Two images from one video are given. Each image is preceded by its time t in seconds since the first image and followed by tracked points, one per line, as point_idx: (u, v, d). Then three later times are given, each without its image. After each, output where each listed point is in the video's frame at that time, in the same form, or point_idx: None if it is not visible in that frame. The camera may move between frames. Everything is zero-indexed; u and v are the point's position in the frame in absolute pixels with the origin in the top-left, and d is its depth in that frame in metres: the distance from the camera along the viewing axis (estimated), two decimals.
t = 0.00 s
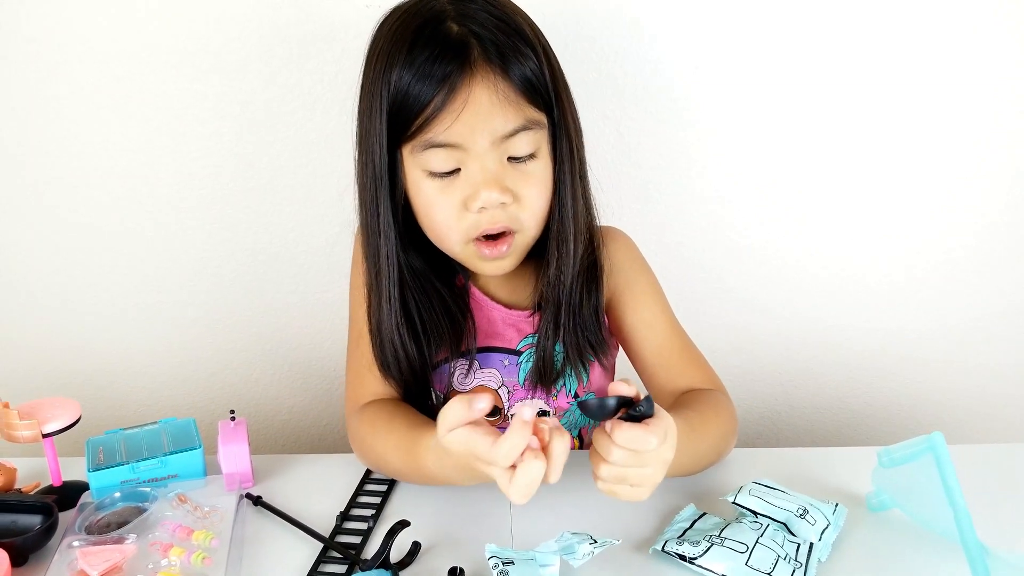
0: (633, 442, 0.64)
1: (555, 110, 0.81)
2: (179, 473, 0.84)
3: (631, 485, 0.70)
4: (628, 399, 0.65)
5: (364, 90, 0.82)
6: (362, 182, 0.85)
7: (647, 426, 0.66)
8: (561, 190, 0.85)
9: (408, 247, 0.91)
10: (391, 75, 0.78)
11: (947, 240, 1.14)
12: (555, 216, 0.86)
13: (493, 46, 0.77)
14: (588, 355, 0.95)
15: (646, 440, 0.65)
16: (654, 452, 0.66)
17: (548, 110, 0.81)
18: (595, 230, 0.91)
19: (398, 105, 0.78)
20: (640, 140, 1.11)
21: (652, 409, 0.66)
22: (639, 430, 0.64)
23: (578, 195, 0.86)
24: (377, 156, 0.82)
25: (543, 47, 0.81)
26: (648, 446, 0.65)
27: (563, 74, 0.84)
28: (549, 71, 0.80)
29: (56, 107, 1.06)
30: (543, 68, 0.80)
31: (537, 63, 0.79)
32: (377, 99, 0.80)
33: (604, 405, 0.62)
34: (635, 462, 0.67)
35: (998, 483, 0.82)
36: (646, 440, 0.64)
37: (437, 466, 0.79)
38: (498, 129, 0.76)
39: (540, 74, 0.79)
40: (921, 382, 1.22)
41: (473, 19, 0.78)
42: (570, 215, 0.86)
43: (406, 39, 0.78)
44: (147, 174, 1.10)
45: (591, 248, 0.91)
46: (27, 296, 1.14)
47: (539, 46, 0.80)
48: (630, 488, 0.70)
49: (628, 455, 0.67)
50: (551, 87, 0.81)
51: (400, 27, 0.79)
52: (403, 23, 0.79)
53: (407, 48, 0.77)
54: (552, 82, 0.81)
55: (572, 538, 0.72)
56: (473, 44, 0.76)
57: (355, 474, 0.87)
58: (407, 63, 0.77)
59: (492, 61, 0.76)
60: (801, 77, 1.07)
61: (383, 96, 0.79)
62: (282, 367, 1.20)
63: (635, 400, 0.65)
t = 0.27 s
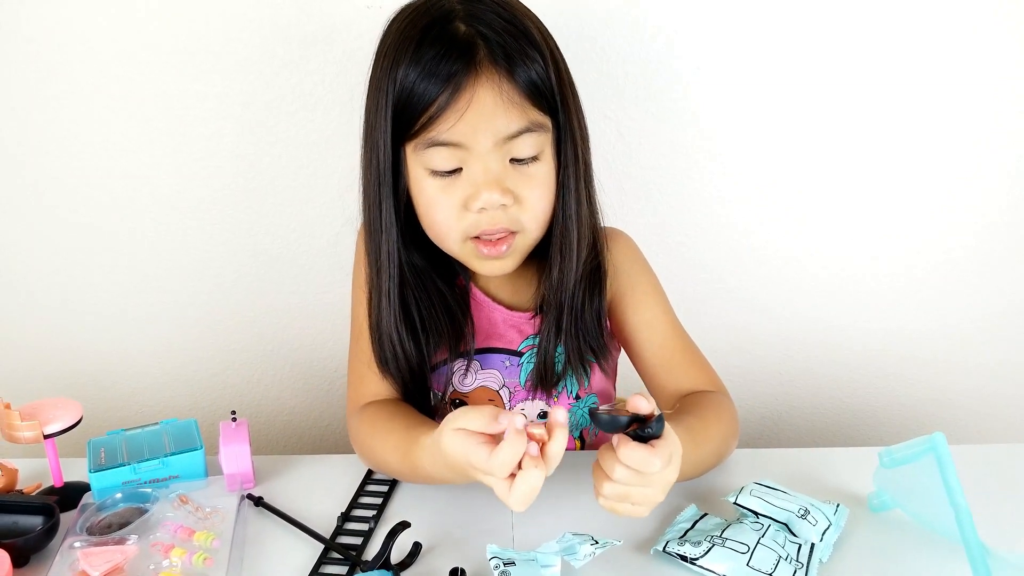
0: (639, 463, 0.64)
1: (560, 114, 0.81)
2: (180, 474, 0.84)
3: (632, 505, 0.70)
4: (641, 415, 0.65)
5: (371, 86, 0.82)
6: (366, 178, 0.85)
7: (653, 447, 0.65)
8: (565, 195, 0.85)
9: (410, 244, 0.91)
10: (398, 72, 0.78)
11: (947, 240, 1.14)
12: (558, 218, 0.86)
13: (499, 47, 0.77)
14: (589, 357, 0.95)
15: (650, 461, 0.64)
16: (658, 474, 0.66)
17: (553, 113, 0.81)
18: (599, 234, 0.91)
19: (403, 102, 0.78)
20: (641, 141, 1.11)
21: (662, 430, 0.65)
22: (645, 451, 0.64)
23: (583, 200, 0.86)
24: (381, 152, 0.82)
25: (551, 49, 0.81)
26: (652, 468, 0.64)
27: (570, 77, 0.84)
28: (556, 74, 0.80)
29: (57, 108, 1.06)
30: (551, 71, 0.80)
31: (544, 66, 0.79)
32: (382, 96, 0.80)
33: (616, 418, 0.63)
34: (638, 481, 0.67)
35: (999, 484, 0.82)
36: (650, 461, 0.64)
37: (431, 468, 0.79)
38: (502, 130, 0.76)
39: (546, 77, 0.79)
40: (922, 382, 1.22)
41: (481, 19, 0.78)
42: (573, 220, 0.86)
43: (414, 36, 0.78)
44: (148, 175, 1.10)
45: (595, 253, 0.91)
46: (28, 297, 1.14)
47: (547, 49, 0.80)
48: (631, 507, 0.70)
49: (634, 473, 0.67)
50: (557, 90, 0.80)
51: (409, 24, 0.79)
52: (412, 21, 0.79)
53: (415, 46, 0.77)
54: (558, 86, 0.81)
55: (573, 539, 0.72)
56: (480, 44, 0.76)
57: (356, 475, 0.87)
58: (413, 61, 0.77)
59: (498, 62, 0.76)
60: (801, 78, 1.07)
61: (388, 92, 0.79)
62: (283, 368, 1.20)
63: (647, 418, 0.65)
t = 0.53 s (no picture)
0: (638, 471, 0.65)
1: (564, 115, 0.81)
2: (181, 475, 0.84)
3: (631, 511, 0.69)
4: (642, 423, 0.65)
5: (376, 83, 0.82)
6: (368, 175, 0.85)
7: (653, 457, 0.65)
8: (568, 197, 0.85)
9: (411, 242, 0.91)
10: (402, 70, 0.78)
11: (948, 240, 1.14)
12: (561, 219, 0.86)
13: (504, 47, 0.77)
14: (591, 359, 0.95)
15: (649, 472, 0.64)
16: (658, 483, 0.66)
17: (556, 114, 0.80)
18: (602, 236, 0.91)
19: (407, 100, 0.78)
20: (642, 141, 1.11)
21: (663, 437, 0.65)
22: (644, 459, 0.65)
23: (586, 202, 0.86)
24: (384, 149, 0.82)
25: (556, 50, 0.81)
26: (652, 476, 0.65)
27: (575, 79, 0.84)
28: (560, 75, 0.80)
29: (58, 109, 1.06)
30: (555, 72, 0.80)
31: (548, 67, 0.79)
32: (387, 93, 0.80)
33: (617, 426, 0.64)
34: (637, 488, 0.67)
35: (1000, 485, 0.82)
36: (649, 471, 0.64)
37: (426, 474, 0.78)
38: (504, 129, 0.76)
39: (550, 78, 0.79)
40: (923, 382, 1.22)
41: (487, 18, 0.78)
42: (576, 222, 0.86)
43: (419, 34, 0.78)
44: (149, 175, 1.10)
45: (598, 254, 0.91)
46: (29, 297, 1.14)
47: (551, 50, 0.80)
48: (630, 513, 0.69)
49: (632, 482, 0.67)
50: (561, 92, 0.80)
51: (415, 22, 0.79)
52: (418, 19, 0.79)
53: (420, 44, 0.77)
54: (562, 87, 0.81)
55: (575, 540, 0.72)
56: (484, 43, 0.77)
57: (357, 475, 0.87)
58: (418, 59, 0.77)
59: (503, 62, 0.76)
60: (802, 78, 1.07)
61: (393, 90, 0.79)
62: (283, 368, 1.20)
63: (650, 425, 0.64)
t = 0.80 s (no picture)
0: (633, 475, 0.64)
1: (564, 117, 0.81)
2: (182, 475, 0.84)
3: (626, 514, 0.69)
4: (637, 427, 0.65)
5: (377, 84, 0.82)
6: (369, 175, 0.85)
7: (647, 461, 0.65)
8: (568, 198, 0.85)
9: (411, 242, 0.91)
10: (404, 71, 0.78)
11: (948, 241, 1.14)
12: (561, 219, 0.86)
13: (505, 49, 0.77)
14: (592, 359, 0.95)
15: (642, 475, 0.64)
16: (651, 487, 0.66)
17: (556, 116, 0.80)
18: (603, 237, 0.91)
19: (408, 101, 0.78)
20: (643, 141, 1.11)
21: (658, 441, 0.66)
22: (639, 463, 0.64)
23: (586, 202, 0.86)
24: (385, 150, 0.82)
25: (557, 53, 0.81)
26: (647, 480, 0.64)
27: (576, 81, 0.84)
28: (561, 78, 0.80)
29: (59, 110, 1.06)
30: (556, 74, 0.80)
31: (549, 69, 0.79)
32: (388, 94, 0.80)
33: (612, 430, 0.64)
34: (631, 492, 0.67)
35: (1000, 485, 0.82)
36: (642, 475, 0.64)
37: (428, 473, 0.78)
38: (504, 131, 0.76)
39: (551, 81, 0.79)
40: (923, 382, 1.22)
41: (488, 20, 0.78)
42: (577, 222, 0.86)
43: (421, 36, 0.78)
44: (149, 176, 1.10)
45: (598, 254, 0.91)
46: (29, 298, 1.14)
47: (552, 52, 0.80)
48: (624, 517, 0.69)
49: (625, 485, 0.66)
50: (562, 94, 0.80)
51: (417, 23, 0.79)
52: (419, 20, 0.79)
53: (421, 46, 0.77)
54: (563, 89, 0.81)
55: (575, 540, 0.72)
56: (486, 45, 0.77)
57: (357, 476, 0.87)
58: (419, 60, 0.77)
59: (504, 64, 0.77)
60: (803, 78, 1.07)
61: (394, 90, 0.79)
62: (284, 369, 1.21)
63: (643, 429, 0.65)
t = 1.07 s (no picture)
0: (629, 479, 0.64)
1: (563, 119, 0.81)
2: (182, 476, 0.84)
3: (624, 518, 0.69)
4: (633, 431, 0.65)
5: (375, 86, 0.82)
6: (368, 177, 0.85)
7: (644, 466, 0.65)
8: (567, 199, 0.85)
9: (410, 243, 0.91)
10: (402, 74, 0.78)
11: (948, 241, 1.14)
12: (560, 220, 0.86)
13: (503, 52, 0.77)
14: (592, 360, 0.95)
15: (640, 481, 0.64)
16: (647, 491, 0.66)
17: (555, 118, 0.81)
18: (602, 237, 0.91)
19: (406, 104, 0.78)
20: (643, 142, 1.11)
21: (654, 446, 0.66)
22: (635, 467, 0.64)
23: (585, 203, 0.86)
24: (384, 152, 0.82)
25: (555, 55, 0.81)
26: (643, 485, 0.64)
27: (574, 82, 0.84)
28: (560, 80, 0.80)
29: (59, 110, 1.06)
30: (554, 77, 0.80)
31: (547, 71, 0.79)
32: (386, 96, 0.80)
33: (608, 435, 0.64)
34: (628, 495, 0.67)
35: (1000, 486, 0.82)
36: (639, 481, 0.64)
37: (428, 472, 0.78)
38: (503, 134, 0.76)
39: (549, 83, 0.79)
40: (924, 383, 1.22)
41: (486, 23, 0.78)
42: (576, 223, 0.86)
43: (419, 38, 0.78)
44: (149, 176, 1.10)
45: (597, 254, 0.91)
46: (30, 299, 1.14)
47: (551, 54, 0.80)
48: (623, 521, 0.69)
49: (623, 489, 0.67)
50: (560, 96, 0.80)
51: (415, 26, 0.79)
52: (417, 22, 0.79)
53: (419, 48, 0.77)
54: (562, 91, 0.81)
55: (575, 541, 0.72)
56: (484, 48, 0.77)
57: (357, 477, 0.87)
58: (417, 63, 0.77)
59: (502, 67, 0.77)
60: (803, 78, 1.07)
61: (392, 93, 0.79)
62: (284, 369, 1.21)
63: (640, 434, 0.65)
